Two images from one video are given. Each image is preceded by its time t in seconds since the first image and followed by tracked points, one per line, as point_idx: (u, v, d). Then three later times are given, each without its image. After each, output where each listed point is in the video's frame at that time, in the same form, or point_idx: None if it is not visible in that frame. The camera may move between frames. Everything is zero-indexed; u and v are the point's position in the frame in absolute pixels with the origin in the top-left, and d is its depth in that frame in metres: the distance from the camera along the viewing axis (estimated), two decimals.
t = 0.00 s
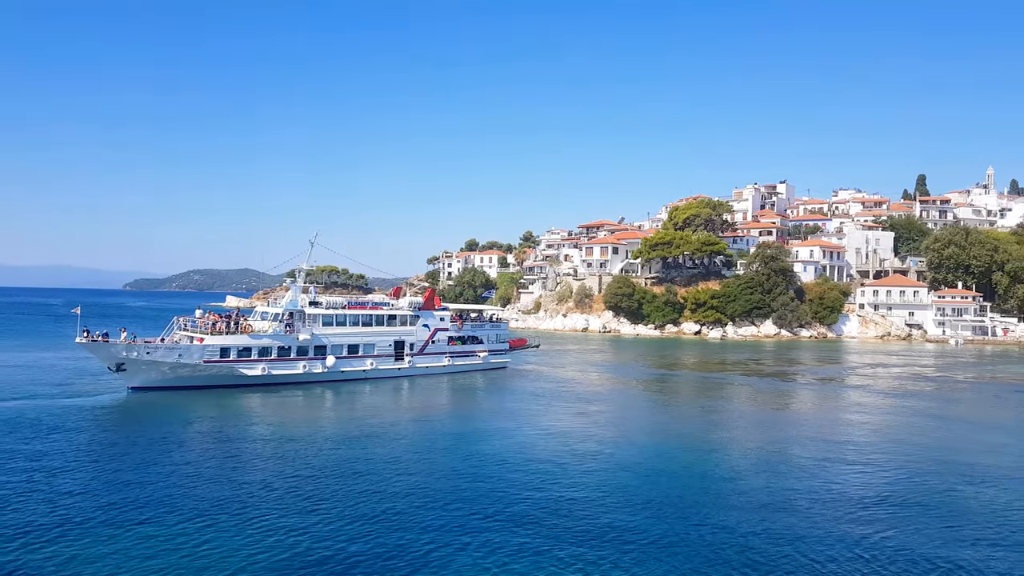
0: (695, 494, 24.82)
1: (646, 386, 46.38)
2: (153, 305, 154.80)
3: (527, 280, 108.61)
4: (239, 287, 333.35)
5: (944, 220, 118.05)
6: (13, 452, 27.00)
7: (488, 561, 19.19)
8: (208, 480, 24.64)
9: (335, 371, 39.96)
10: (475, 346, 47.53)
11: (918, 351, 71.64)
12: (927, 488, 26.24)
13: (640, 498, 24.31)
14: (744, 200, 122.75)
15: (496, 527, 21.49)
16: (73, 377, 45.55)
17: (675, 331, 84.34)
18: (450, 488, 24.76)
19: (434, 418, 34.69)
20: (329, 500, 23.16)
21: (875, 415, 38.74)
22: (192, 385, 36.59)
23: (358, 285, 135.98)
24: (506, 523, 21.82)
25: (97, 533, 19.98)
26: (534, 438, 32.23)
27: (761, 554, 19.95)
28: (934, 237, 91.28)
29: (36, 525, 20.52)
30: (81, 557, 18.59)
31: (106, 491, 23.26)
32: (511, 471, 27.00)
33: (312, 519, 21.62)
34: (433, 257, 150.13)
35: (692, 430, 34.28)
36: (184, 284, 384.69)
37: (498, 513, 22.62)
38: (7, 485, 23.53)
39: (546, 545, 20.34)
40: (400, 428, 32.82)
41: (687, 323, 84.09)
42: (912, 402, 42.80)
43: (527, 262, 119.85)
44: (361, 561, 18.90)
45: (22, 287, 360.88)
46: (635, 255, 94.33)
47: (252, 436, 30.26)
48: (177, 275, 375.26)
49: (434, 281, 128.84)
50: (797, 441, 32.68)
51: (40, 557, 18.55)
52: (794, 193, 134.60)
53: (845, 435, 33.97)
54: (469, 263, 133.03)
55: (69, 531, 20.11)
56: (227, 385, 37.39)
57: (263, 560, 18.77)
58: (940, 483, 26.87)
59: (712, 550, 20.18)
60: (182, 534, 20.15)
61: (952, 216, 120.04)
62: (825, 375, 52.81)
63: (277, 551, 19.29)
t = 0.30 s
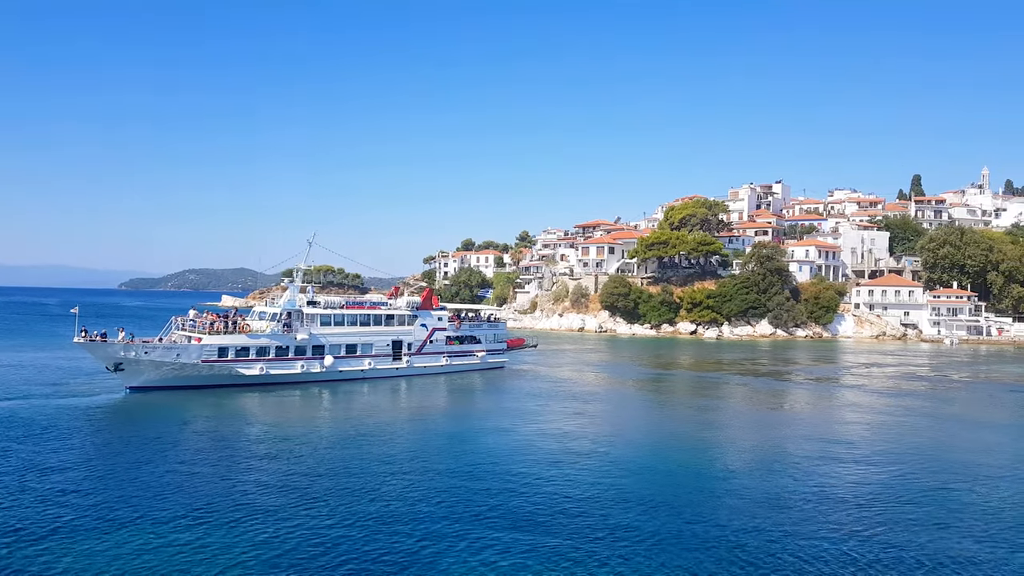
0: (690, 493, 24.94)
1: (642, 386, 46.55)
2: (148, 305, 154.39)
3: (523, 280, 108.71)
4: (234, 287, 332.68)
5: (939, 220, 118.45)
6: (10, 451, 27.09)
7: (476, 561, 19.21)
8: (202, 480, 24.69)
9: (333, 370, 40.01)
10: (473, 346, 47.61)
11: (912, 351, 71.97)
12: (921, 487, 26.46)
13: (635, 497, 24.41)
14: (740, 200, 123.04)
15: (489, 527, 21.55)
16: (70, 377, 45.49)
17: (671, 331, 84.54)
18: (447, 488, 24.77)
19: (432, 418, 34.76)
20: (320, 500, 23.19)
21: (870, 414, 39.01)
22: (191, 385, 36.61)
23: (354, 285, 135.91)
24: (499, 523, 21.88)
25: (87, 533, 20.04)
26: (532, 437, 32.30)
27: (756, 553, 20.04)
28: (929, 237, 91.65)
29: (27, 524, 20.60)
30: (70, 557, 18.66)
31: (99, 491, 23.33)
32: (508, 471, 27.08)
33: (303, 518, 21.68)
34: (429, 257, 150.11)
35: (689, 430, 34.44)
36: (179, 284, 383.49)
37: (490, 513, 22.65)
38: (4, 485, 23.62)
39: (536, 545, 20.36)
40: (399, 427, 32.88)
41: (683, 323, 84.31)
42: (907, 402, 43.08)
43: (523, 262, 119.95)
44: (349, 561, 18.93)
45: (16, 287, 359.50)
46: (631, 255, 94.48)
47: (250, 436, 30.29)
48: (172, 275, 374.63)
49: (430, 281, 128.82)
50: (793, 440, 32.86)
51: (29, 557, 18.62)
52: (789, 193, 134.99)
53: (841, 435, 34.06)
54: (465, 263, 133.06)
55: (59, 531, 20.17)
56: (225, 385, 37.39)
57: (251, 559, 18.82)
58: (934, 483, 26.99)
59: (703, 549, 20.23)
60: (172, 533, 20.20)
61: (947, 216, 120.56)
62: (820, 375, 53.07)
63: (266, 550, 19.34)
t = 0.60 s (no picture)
0: (689, 492, 24.99)
1: (641, 385, 46.66)
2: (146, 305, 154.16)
3: (522, 280, 108.74)
4: (232, 286, 332.00)
5: (937, 220, 118.61)
6: (11, 451, 27.16)
7: (469, 561, 19.14)
8: (199, 480, 24.70)
9: (333, 370, 40.05)
10: (473, 345, 47.68)
11: (910, 350, 72.11)
12: (921, 486, 26.56)
13: (635, 497, 24.45)
14: (738, 200, 123.17)
15: (488, 526, 21.54)
16: (69, 377, 45.48)
17: (669, 331, 84.64)
18: (446, 488, 24.76)
19: (433, 418, 34.77)
20: (317, 500, 23.14)
21: (869, 414, 39.16)
22: (191, 384, 36.63)
23: (352, 285, 135.89)
24: (498, 522, 21.86)
25: (82, 533, 20.06)
26: (533, 437, 32.32)
27: (755, 552, 20.10)
28: (927, 237, 91.84)
29: (23, 524, 20.64)
30: (64, 557, 18.64)
31: (96, 490, 23.38)
32: (508, 471, 27.06)
33: (299, 518, 21.63)
34: (427, 256, 149.98)
35: (688, 429, 34.52)
36: (177, 284, 382.93)
37: (486, 513, 22.61)
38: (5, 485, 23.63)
39: (530, 545, 20.30)
40: (400, 427, 32.88)
41: (681, 323, 84.40)
42: (905, 401, 43.24)
43: (521, 262, 119.96)
44: (342, 561, 18.88)
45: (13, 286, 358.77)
46: (630, 254, 94.53)
47: (251, 436, 30.30)
48: (170, 275, 374.20)
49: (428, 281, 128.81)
50: (792, 439, 32.96)
51: (23, 556, 18.65)
52: (787, 192, 135.16)
53: (839, 435, 34.13)
54: (463, 262, 133.09)
55: (54, 531, 20.19)
56: (225, 385, 37.41)
57: (244, 559, 18.79)
58: (930, 482, 27.04)
59: (698, 550, 20.20)
60: (166, 533, 20.17)
61: (945, 216, 120.83)
62: (819, 374, 53.24)
63: (258, 550, 19.31)
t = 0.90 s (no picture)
0: (684, 492, 25.05)
1: (637, 385, 46.73)
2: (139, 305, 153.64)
3: (516, 280, 108.76)
4: (226, 287, 331.13)
5: (931, 220, 119.14)
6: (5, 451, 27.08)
7: (463, 561, 19.15)
8: (193, 480, 24.63)
9: (329, 370, 40.00)
10: (469, 345, 47.65)
11: (904, 350, 72.40)
12: (915, 485, 26.68)
13: (630, 496, 24.51)
14: (732, 200, 123.47)
15: (481, 526, 21.52)
16: (63, 378, 45.28)
17: (664, 331, 84.79)
18: (440, 488, 24.75)
19: (429, 418, 34.77)
20: (310, 500, 23.09)
21: (863, 413, 39.31)
22: (187, 385, 36.55)
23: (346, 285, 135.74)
24: (491, 523, 21.84)
25: (75, 533, 19.99)
26: (529, 437, 32.34)
27: (749, 551, 20.16)
28: (921, 237, 92.24)
29: (16, 524, 20.59)
30: (57, 557, 18.58)
31: (91, 490, 23.35)
32: (503, 471, 27.06)
33: (292, 518, 21.60)
34: (422, 256, 149.86)
35: (684, 429, 34.57)
36: (171, 284, 381.68)
37: (481, 513, 22.63)
38: None
39: (524, 545, 20.32)
40: (397, 428, 32.87)
41: (676, 322, 84.54)
42: (900, 401, 43.41)
43: (516, 262, 119.98)
44: (335, 560, 18.86)
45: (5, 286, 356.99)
46: (624, 254, 94.65)
47: (246, 436, 30.27)
48: (164, 275, 372.91)
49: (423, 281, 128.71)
50: (788, 439, 33.06)
51: (15, 557, 18.58)
52: (782, 193, 135.54)
53: (834, 434, 34.26)
54: (458, 262, 133.05)
55: (47, 531, 20.14)
56: (221, 384, 37.35)
57: (238, 559, 18.76)
58: (925, 482, 27.18)
59: (692, 549, 20.26)
60: (160, 533, 20.12)
61: (938, 216, 121.38)
62: (813, 374, 53.42)
63: (252, 550, 19.26)
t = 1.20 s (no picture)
0: (677, 492, 25.22)
1: (630, 385, 46.99)
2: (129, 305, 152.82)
3: (509, 280, 108.93)
4: (217, 287, 329.92)
5: (921, 220, 120.03)
6: None
7: (451, 561, 19.20)
8: (184, 480, 24.61)
9: (323, 370, 39.99)
10: (463, 345, 47.72)
11: (894, 350, 72.93)
12: (905, 484, 26.99)
13: (623, 495, 24.69)
14: (724, 200, 124.03)
15: (473, 526, 21.61)
16: (54, 378, 45.06)
17: (656, 330, 85.13)
18: (433, 488, 24.81)
19: (424, 418, 34.83)
20: (299, 501, 23.08)
21: (853, 412, 39.68)
22: (181, 384, 36.50)
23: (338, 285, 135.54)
24: (484, 523, 21.90)
25: (65, 534, 19.95)
26: (522, 437, 32.47)
27: (740, 550, 20.38)
28: (911, 237, 92.97)
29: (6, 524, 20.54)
30: (43, 557, 18.56)
31: (83, 489, 23.33)
32: (497, 471, 27.16)
33: (283, 518, 21.60)
34: (414, 256, 149.69)
35: (676, 428, 34.77)
36: (162, 284, 379.62)
37: (471, 512, 22.68)
38: None
39: (513, 544, 20.39)
40: (391, 427, 32.91)
41: (668, 322, 84.88)
42: (889, 400, 43.84)
43: (508, 262, 120.09)
44: (322, 560, 18.87)
45: None
46: (616, 254, 94.89)
47: (238, 436, 30.26)
48: (155, 275, 371.49)
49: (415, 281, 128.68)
50: (779, 438, 33.33)
51: (1, 556, 18.56)
52: (773, 193, 136.25)
53: (825, 434, 34.46)
54: (450, 262, 133.12)
55: (34, 531, 20.12)
56: (215, 384, 37.29)
57: (225, 558, 18.76)
58: (913, 481, 27.43)
59: (681, 549, 20.39)
60: (147, 532, 20.13)
61: (928, 216, 122.29)
62: (804, 373, 53.83)
63: (239, 550, 19.27)
